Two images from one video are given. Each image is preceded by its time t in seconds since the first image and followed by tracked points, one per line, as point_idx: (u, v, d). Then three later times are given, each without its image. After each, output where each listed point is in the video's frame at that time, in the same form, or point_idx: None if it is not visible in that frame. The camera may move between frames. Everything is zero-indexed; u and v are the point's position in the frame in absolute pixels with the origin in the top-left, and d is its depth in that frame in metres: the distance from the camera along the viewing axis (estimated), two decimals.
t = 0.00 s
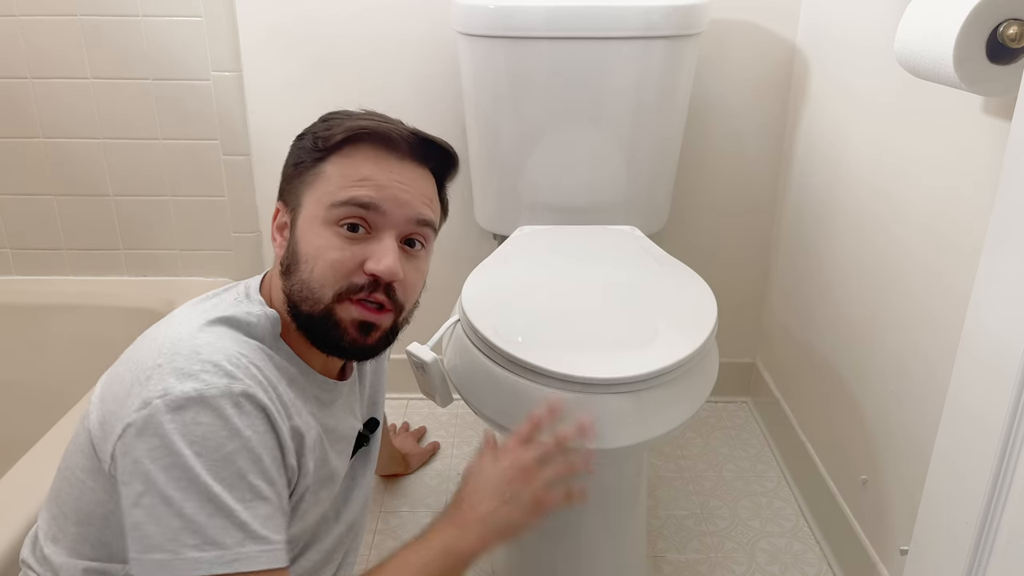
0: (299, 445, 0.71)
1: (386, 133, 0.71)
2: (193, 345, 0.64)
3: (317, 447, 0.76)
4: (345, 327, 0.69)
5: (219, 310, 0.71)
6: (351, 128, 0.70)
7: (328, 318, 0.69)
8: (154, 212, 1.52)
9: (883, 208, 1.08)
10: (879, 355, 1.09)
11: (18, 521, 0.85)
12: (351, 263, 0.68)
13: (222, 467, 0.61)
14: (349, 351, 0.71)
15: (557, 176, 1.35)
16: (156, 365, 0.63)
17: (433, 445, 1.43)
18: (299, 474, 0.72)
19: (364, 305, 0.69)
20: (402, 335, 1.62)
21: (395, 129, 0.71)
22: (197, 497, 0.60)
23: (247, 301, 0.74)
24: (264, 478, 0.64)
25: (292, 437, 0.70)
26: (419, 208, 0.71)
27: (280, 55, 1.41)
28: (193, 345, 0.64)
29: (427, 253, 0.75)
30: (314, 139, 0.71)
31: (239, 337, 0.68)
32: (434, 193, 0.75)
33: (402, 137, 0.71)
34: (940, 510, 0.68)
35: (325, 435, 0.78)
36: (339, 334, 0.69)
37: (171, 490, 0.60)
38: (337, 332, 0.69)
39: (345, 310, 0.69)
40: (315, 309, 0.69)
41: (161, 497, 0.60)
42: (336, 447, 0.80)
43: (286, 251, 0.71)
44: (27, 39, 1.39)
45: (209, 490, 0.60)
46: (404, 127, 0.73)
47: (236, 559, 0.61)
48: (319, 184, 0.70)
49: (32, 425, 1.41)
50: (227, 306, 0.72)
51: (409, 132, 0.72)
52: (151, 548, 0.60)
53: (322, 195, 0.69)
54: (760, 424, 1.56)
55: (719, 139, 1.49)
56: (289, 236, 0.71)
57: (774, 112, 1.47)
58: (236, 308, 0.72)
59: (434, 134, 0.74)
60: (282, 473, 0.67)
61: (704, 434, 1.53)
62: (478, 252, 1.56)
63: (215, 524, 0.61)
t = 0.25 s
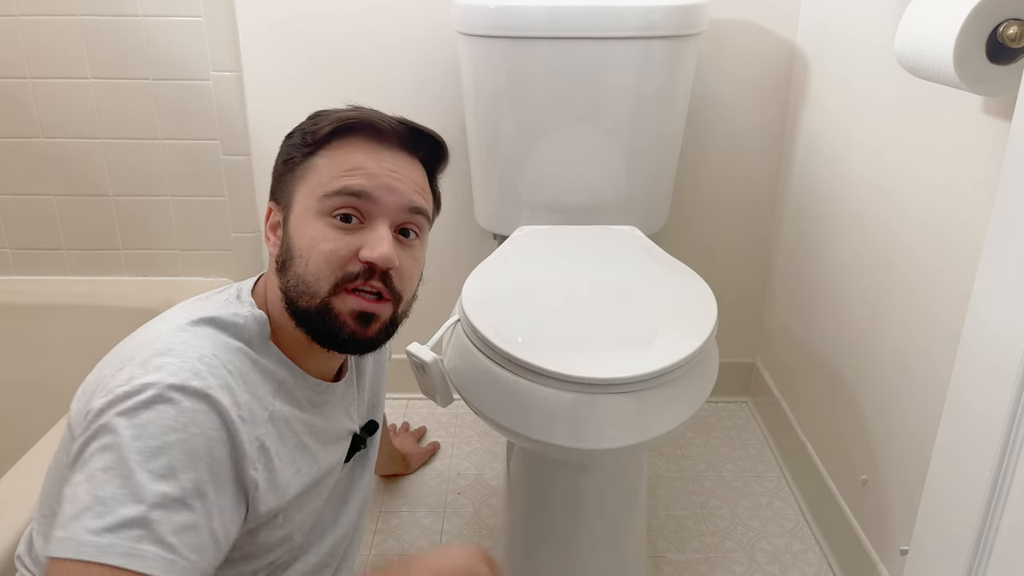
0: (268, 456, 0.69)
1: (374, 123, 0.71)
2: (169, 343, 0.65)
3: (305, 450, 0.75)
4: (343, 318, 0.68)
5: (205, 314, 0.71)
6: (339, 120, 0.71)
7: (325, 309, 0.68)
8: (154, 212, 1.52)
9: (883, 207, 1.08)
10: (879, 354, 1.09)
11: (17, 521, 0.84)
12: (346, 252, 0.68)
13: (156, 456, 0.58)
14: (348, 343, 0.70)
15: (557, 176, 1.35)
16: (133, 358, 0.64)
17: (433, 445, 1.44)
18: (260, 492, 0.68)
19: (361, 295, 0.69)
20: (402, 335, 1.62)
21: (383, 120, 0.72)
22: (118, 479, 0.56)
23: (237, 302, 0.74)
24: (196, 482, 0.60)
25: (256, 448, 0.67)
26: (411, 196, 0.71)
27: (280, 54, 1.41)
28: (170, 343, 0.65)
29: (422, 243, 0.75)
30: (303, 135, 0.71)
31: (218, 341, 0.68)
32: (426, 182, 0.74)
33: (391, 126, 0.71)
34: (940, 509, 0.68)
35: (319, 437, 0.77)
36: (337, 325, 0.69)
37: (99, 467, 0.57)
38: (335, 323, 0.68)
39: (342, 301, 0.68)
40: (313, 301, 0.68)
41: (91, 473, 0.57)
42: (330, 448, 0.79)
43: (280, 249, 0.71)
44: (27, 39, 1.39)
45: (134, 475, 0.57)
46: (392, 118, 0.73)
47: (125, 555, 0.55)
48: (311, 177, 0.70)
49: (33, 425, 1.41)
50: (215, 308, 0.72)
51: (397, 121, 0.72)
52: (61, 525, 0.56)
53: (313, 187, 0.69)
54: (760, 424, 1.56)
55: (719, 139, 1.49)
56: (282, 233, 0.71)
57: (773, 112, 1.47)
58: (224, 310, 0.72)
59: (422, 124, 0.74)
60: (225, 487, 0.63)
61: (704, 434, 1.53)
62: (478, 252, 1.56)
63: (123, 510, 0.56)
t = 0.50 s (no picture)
0: (254, 453, 0.69)
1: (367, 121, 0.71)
2: (153, 343, 0.64)
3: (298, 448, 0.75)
4: (332, 317, 0.68)
5: (193, 310, 0.71)
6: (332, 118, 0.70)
7: (315, 309, 0.68)
8: (154, 211, 1.52)
9: (882, 207, 1.08)
10: (879, 355, 1.09)
11: (17, 521, 0.84)
12: (335, 251, 0.67)
13: (135, 457, 0.57)
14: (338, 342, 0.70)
15: (557, 176, 1.35)
16: (117, 359, 0.63)
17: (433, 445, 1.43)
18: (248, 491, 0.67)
19: (351, 294, 0.69)
20: (402, 335, 1.63)
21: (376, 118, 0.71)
22: (102, 484, 0.56)
23: (228, 300, 0.74)
24: (179, 482, 0.58)
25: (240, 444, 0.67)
26: (403, 195, 0.70)
27: (280, 54, 1.41)
28: (155, 343, 0.64)
29: (416, 242, 0.74)
30: (296, 133, 0.71)
31: (204, 338, 0.68)
32: (421, 182, 0.74)
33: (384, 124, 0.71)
34: (940, 509, 0.68)
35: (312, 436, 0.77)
36: (326, 324, 0.69)
37: (81, 473, 0.56)
38: (324, 322, 0.69)
39: (333, 299, 0.68)
40: (303, 300, 0.68)
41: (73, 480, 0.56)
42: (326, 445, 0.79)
43: (272, 247, 0.71)
44: (27, 39, 1.39)
45: (115, 476, 0.56)
46: (386, 116, 0.72)
47: (105, 562, 0.54)
48: (303, 175, 0.69)
49: (33, 425, 1.41)
50: (204, 305, 0.72)
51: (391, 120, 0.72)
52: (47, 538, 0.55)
53: (305, 185, 0.69)
54: (759, 424, 1.56)
55: (719, 139, 1.49)
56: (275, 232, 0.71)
57: (773, 112, 1.47)
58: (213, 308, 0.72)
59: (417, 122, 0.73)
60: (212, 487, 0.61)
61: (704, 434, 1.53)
62: (478, 252, 1.56)
63: (103, 514, 0.55)
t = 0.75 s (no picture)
0: (255, 454, 0.69)
1: (362, 119, 0.71)
2: (155, 342, 0.64)
3: (298, 447, 0.75)
4: (330, 312, 0.68)
5: (194, 309, 0.70)
6: (327, 116, 0.71)
7: (311, 304, 0.67)
8: (154, 212, 1.52)
9: (882, 207, 1.08)
10: (879, 355, 1.09)
11: (17, 521, 0.85)
12: (331, 247, 0.67)
13: (138, 463, 0.58)
14: (335, 339, 0.69)
15: (557, 176, 1.35)
16: (120, 359, 0.63)
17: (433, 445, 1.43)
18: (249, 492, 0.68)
19: (348, 290, 0.68)
20: (402, 335, 1.63)
21: (371, 115, 0.72)
22: (105, 489, 0.57)
23: (228, 300, 0.74)
24: (183, 488, 0.59)
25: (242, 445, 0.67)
26: (399, 191, 0.71)
27: (280, 54, 1.42)
28: (156, 343, 0.64)
29: (413, 240, 0.74)
30: (292, 132, 0.72)
31: (205, 338, 0.67)
32: (417, 179, 0.74)
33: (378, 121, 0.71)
34: (940, 510, 0.68)
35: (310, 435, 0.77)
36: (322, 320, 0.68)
37: (86, 478, 0.57)
38: (320, 318, 0.68)
39: (330, 295, 0.68)
40: (299, 296, 0.68)
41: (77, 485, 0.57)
42: (325, 445, 0.80)
43: (269, 246, 0.71)
44: (27, 39, 1.39)
45: (120, 482, 0.57)
46: (381, 114, 0.73)
47: (114, 567, 0.56)
48: (299, 172, 0.70)
49: (33, 425, 1.41)
50: (205, 305, 0.72)
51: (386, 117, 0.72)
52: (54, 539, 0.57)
53: (301, 182, 0.69)
54: (760, 424, 1.56)
55: (719, 139, 1.49)
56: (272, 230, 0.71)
57: (774, 112, 1.47)
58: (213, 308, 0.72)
59: (412, 120, 0.74)
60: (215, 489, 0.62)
61: (704, 434, 1.53)
62: (478, 251, 1.56)
63: (108, 522, 0.56)
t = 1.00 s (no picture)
0: (257, 458, 0.69)
1: (367, 124, 0.70)
2: (160, 344, 0.64)
3: (298, 449, 0.75)
4: (332, 319, 0.68)
5: (200, 311, 0.70)
6: (332, 121, 0.70)
7: (314, 311, 0.68)
8: (154, 212, 1.52)
9: (882, 207, 1.08)
10: (879, 355, 1.09)
11: (18, 520, 0.85)
12: (335, 254, 0.68)
13: (138, 466, 0.58)
14: (337, 345, 0.70)
15: (557, 176, 1.35)
16: (125, 359, 0.63)
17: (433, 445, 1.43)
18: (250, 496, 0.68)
19: (351, 298, 0.69)
20: (402, 335, 1.63)
21: (376, 120, 0.71)
22: (103, 489, 0.57)
23: (233, 301, 0.74)
24: (181, 493, 0.59)
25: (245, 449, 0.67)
26: (403, 198, 0.70)
27: (280, 54, 1.42)
28: (162, 345, 0.64)
29: (417, 244, 0.74)
30: (297, 135, 0.71)
31: (211, 340, 0.67)
32: (422, 183, 0.73)
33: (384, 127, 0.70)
34: (940, 510, 0.68)
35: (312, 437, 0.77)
36: (326, 327, 0.69)
37: (85, 479, 0.57)
38: (324, 325, 0.69)
39: (333, 303, 0.68)
40: (303, 303, 0.68)
41: (76, 485, 0.57)
42: (326, 445, 0.80)
43: (273, 248, 0.71)
44: (27, 39, 1.39)
45: (119, 484, 0.57)
46: (387, 118, 0.72)
47: (107, 570, 0.56)
48: (304, 177, 0.69)
49: (33, 425, 1.41)
50: (210, 307, 0.72)
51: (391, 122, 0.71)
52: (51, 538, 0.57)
53: (306, 187, 0.68)
54: (760, 424, 1.56)
55: (719, 139, 1.49)
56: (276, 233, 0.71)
57: (774, 112, 1.47)
58: (219, 309, 0.72)
59: (418, 124, 0.73)
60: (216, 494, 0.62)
61: (704, 434, 1.53)
62: (478, 251, 1.56)
63: (105, 524, 0.56)
